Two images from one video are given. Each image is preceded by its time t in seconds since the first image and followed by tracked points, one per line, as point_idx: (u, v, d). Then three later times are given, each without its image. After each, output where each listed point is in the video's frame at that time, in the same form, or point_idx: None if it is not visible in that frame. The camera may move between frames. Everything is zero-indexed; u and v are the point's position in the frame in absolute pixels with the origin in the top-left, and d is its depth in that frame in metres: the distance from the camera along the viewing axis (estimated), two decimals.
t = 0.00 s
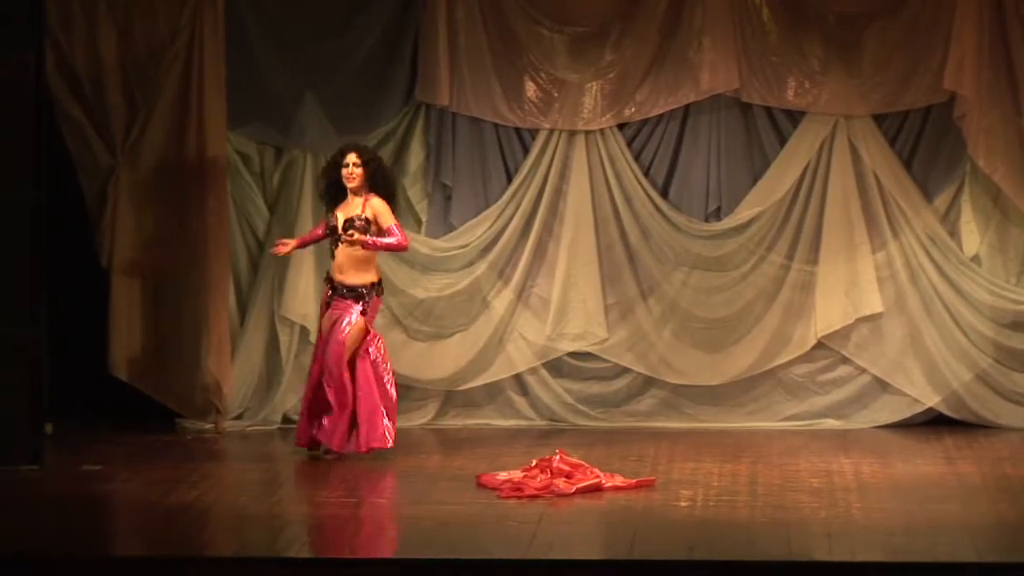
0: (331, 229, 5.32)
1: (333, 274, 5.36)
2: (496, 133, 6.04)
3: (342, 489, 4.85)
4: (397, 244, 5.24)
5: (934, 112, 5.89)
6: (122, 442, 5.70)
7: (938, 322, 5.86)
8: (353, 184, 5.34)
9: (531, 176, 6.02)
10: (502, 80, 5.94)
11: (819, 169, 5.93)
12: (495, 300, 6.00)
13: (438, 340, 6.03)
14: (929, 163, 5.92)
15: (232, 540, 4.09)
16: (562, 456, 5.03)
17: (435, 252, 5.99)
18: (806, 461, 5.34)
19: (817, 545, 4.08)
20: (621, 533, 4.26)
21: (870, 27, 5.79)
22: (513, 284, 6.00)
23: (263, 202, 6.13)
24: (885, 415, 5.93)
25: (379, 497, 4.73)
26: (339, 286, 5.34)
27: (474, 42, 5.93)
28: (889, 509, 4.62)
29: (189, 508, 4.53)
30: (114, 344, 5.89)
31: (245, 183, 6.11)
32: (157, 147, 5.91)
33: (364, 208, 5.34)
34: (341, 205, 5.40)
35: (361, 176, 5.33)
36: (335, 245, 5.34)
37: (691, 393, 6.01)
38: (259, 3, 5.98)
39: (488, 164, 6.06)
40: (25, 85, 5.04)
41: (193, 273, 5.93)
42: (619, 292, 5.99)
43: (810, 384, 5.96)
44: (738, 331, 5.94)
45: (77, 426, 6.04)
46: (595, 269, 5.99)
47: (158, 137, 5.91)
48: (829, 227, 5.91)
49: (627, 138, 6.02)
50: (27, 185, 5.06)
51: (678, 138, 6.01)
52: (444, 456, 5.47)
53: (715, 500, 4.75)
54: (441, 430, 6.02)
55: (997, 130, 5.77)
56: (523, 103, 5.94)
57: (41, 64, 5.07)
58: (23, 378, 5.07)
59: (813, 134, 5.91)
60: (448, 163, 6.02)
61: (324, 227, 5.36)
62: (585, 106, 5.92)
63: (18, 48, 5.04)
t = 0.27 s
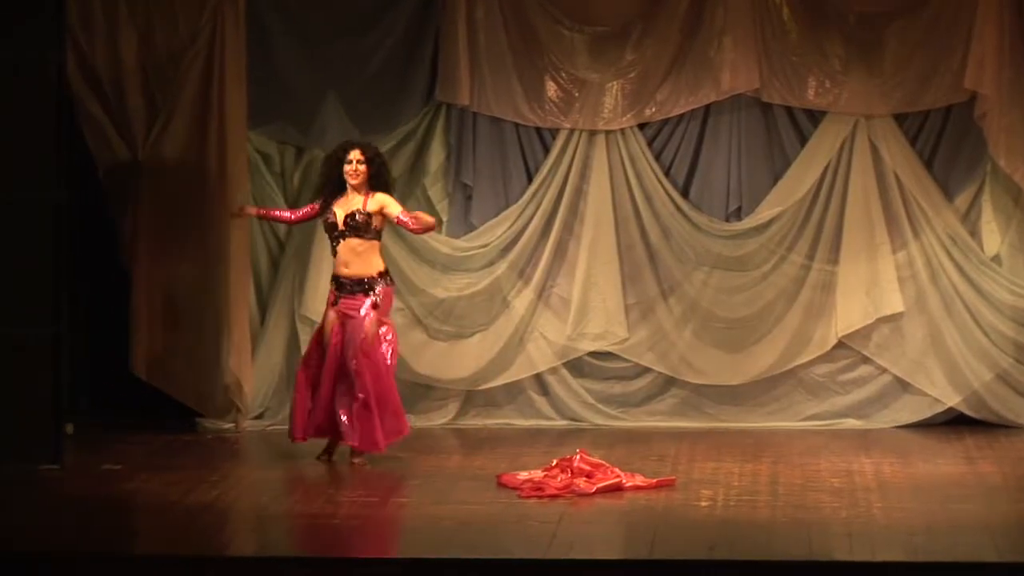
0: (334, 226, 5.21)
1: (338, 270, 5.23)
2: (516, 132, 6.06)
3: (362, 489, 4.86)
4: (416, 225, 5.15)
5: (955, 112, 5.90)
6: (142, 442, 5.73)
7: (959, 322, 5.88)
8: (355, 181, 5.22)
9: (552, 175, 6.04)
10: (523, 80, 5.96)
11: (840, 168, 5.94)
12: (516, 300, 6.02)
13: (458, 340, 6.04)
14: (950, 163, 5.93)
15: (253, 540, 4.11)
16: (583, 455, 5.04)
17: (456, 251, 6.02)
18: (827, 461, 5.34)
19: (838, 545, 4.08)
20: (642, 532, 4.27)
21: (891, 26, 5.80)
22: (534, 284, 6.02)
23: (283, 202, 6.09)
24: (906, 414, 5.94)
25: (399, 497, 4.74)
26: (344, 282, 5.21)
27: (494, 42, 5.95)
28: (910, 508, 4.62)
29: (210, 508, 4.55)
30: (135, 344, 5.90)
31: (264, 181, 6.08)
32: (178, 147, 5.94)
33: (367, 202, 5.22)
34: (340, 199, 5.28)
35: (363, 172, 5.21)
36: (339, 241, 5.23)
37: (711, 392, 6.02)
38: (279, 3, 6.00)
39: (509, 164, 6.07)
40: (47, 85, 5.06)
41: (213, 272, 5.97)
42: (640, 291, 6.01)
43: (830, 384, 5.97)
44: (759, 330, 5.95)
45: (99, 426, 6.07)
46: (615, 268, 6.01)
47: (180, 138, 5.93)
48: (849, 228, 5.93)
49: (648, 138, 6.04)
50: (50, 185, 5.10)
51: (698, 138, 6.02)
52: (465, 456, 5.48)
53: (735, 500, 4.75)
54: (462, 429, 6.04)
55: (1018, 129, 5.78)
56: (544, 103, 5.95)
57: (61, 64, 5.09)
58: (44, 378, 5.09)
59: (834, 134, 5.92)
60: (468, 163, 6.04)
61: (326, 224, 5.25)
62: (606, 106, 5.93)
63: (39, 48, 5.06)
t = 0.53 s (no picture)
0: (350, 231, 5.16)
1: (352, 274, 5.18)
2: (537, 132, 6.07)
3: (382, 489, 4.88)
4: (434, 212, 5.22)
5: (975, 112, 5.90)
6: (164, 441, 5.76)
7: (980, 322, 5.87)
8: (369, 184, 5.19)
9: (572, 175, 6.05)
10: (543, 80, 5.97)
11: (860, 168, 5.95)
12: (537, 299, 6.03)
13: (478, 340, 6.06)
14: (970, 163, 5.93)
15: (273, 540, 4.12)
16: (603, 455, 5.04)
17: (476, 251, 6.03)
18: (847, 461, 5.34)
19: (857, 545, 4.08)
20: (662, 532, 4.27)
21: (911, 25, 5.80)
22: (555, 283, 6.03)
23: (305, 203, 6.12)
24: (927, 414, 5.94)
25: (419, 497, 4.76)
26: (358, 286, 5.18)
27: (513, 41, 5.96)
28: (931, 508, 4.61)
29: (229, 508, 4.57)
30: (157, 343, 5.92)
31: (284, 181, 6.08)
32: (199, 147, 5.97)
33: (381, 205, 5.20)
34: (350, 203, 5.23)
35: (377, 175, 5.19)
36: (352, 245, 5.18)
37: (731, 392, 6.02)
38: (300, 3, 6.01)
39: (530, 164, 6.09)
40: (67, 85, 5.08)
41: (234, 270, 5.98)
42: (661, 291, 6.02)
43: (851, 384, 5.97)
44: (780, 330, 5.96)
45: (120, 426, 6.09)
46: (636, 268, 6.02)
47: (201, 137, 5.97)
48: (870, 228, 5.93)
49: (668, 138, 6.04)
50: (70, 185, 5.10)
51: (719, 138, 6.02)
52: (485, 455, 5.50)
53: (755, 500, 4.75)
54: (483, 429, 6.06)
55: None
56: (565, 103, 5.96)
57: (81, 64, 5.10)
58: (65, 378, 5.11)
59: (854, 133, 5.92)
60: (489, 163, 6.05)
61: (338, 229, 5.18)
62: (626, 106, 5.94)
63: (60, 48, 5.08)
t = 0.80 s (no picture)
0: (378, 233, 5.02)
1: (374, 277, 5.05)
2: (555, 132, 6.09)
3: (400, 489, 4.90)
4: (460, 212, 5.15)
5: (994, 112, 5.91)
6: (183, 441, 5.80)
7: (998, 322, 5.88)
8: (396, 187, 5.07)
9: (591, 175, 6.06)
10: (561, 80, 5.98)
11: (879, 167, 5.95)
12: (555, 299, 6.04)
13: (497, 340, 6.07)
14: (989, 163, 5.94)
15: (292, 540, 4.14)
16: (621, 455, 5.05)
17: (493, 251, 6.05)
18: (866, 461, 5.34)
19: (876, 545, 4.09)
20: (681, 532, 4.28)
21: (930, 25, 5.81)
22: (573, 284, 6.04)
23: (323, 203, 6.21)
24: (945, 414, 5.94)
25: (437, 497, 4.77)
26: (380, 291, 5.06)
27: (532, 41, 5.97)
28: (949, 509, 4.61)
29: (247, 508, 4.59)
30: (174, 343, 5.95)
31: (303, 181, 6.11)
32: (217, 147, 6.00)
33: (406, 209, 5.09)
34: (375, 205, 5.09)
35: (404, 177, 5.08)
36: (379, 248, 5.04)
37: (750, 392, 6.03)
38: (319, 3, 6.04)
39: (548, 164, 6.10)
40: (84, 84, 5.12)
41: (252, 270, 6.01)
42: (679, 291, 6.03)
43: (869, 384, 5.98)
44: (798, 330, 5.96)
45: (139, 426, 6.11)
46: (654, 268, 6.03)
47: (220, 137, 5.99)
48: (889, 229, 5.93)
49: (687, 137, 6.05)
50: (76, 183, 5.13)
51: (737, 138, 6.03)
52: (503, 455, 5.51)
53: (774, 500, 4.76)
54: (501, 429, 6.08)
55: None
56: (583, 103, 5.97)
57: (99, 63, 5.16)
58: (85, 378, 5.14)
59: (873, 133, 5.93)
60: (507, 163, 6.07)
61: (365, 231, 5.04)
62: (644, 106, 5.95)
63: (75, 49, 5.11)
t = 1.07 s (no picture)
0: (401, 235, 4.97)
1: (402, 279, 4.99)
2: (570, 132, 6.10)
3: (415, 489, 4.91)
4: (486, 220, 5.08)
5: (1009, 112, 5.91)
6: (199, 441, 5.82)
7: (1014, 322, 5.88)
8: (418, 188, 5.02)
9: (606, 175, 6.07)
10: (576, 80, 5.99)
11: (894, 167, 5.96)
12: (570, 299, 6.05)
13: (512, 340, 6.08)
14: (1004, 162, 5.94)
15: (306, 540, 4.16)
16: (636, 455, 5.06)
17: (509, 251, 6.06)
18: (881, 461, 5.33)
19: (891, 545, 4.09)
20: (696, 532, 4.29)
21: (945, 25, 5.82)
22: (588, 284, 6.05)
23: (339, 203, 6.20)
24: (961, 414, 5.93)
25: (452, 497, 4.78)
26: (405, 293, 4.99)
27: (548, 41, 5.98)
28: (964, 509, 4.61)
29: (261, 508, 4.61)
30: (189, 343, 5.97)
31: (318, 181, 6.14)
32: (233, 147, 6.03)
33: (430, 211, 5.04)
34: (398, 207, 5.05)
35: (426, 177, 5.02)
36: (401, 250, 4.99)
37: (765, 392, 6.03)
38: (336, 3, 6.06)
39: (564, 164, 6.11)
40: (92, 85, 5.14)
41: (267, 270, 6.02)
42: (694, 291, 6.03)
43: (885, 384, 5.98)
44: (813, 330, 5.96)
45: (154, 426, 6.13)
46: (670, 268, 6.03)
47: (235, 137, 6.02)
48: (905, 230, 5.94)
49: (702, 137, 6.06)
50: (76, 184, 5.15)
51: (753, 138, 6.03)
52: (518, 455, 5.52)
53: (789, 500, 4.76)
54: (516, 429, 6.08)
55: None
56: (598, 103, 5.98)
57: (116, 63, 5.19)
58: (100, 378, 5.16)
59: (889, 133, 5.93)
60: (523, 163, 6.08)
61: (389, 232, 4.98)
62: (659, 105, 5.96)
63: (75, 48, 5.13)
